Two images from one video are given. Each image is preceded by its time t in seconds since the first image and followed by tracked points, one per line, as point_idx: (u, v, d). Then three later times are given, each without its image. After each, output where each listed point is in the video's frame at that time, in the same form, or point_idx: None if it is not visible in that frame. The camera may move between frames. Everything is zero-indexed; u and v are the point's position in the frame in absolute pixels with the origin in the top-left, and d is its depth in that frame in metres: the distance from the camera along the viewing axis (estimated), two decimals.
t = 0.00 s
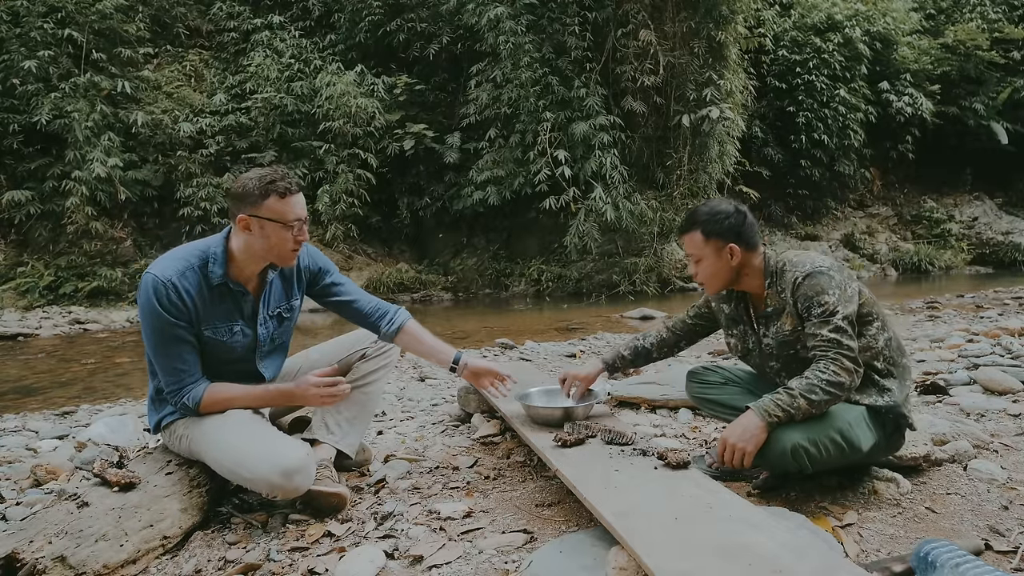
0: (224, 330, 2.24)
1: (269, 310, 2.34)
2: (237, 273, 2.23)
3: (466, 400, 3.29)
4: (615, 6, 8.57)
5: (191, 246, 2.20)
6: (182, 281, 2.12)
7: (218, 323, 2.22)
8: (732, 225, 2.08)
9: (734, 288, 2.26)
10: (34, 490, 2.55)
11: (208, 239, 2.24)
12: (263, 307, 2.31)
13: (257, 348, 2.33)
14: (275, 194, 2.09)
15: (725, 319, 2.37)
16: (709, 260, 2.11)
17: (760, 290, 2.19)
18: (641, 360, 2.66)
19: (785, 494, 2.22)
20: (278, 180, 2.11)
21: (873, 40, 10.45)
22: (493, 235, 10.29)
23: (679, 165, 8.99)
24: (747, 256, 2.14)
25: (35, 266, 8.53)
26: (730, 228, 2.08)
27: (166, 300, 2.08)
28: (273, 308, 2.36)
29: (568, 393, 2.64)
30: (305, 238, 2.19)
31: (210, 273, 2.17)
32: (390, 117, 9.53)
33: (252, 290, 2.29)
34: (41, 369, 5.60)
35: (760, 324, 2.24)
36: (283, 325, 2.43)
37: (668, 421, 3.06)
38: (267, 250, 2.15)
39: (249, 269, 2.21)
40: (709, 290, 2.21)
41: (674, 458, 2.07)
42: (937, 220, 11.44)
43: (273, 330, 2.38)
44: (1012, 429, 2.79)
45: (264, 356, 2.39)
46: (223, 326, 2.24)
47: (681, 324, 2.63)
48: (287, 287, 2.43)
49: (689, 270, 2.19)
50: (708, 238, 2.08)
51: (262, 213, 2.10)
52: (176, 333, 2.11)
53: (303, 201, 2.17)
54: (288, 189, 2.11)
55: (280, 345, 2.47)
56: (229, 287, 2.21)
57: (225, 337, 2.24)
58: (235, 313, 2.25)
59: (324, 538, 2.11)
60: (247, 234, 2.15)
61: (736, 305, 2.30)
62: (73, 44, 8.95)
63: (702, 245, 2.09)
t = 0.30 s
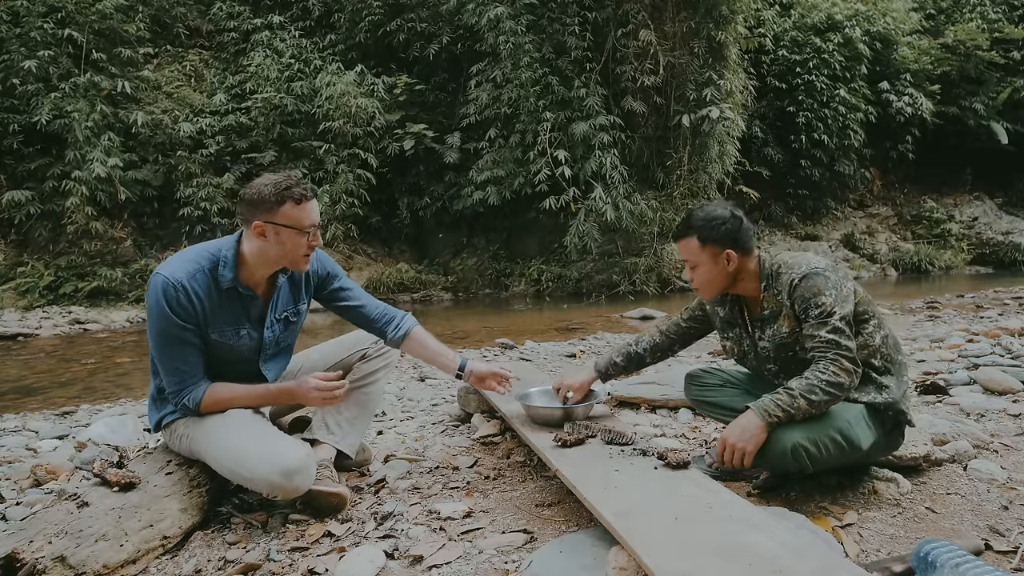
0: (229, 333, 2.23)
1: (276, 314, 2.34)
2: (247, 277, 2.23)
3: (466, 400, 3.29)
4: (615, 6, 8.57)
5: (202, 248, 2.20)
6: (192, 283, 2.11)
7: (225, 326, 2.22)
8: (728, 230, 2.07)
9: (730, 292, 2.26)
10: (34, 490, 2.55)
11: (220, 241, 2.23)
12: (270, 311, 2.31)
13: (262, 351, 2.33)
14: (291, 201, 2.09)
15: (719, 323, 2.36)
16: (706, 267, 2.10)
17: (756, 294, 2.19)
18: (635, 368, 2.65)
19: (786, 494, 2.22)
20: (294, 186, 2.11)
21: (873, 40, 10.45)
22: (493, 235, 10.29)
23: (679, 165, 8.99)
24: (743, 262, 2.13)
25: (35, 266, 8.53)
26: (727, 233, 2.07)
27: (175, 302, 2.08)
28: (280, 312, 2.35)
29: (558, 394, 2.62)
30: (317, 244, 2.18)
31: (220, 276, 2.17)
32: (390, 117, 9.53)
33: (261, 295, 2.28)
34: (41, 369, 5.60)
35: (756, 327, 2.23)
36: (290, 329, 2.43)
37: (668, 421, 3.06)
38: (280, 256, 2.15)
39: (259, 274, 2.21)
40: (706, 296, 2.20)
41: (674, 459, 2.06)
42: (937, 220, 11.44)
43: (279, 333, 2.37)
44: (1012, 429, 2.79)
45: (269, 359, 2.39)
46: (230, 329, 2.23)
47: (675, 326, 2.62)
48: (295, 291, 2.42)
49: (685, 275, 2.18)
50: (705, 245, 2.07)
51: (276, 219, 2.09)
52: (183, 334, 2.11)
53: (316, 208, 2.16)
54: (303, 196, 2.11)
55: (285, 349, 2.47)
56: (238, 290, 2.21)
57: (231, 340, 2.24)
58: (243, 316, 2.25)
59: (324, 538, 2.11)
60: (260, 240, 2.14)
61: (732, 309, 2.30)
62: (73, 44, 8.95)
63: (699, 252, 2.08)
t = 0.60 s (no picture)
0: (235, 338, 2.24)
1: (283, 320, 2.34)
2: (257, 282, 2.22)
3: (466, 400, 3.29)
4: (615, 6, 8.58)
5: (213, 251, 2.19)
6: (202, 288, 2.11)
7: (232, 331, 2.22)
8: (738, 222, 2.07)
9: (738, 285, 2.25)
10: (34, 490, 2.55)
11: (231, 244, 2.22)
12: (278, 317, 2.31)
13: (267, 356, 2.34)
14: (306, 212, 2.08)
15: (726, 316, 2.37)
16: (715, 259, 2.10)
17: (763, 287, 2.19)
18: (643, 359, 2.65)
19: (786, 494, 2.22)
20: (308, 196, 2.10)
21: (873, 40, 10.45)
22: (493, 235, 10.29)
23: (679, 165, 8.99)
24: (752, 255, 2.13)
25: (35, 266, 8.53)
26: (738, 226, 2.07)
27: (184, 306, 2.08)
28: (288, 318, 2.35)
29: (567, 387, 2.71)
30: (330, 255, 2.18)
31: (230, 281, 2.16)
32: (390, 117, 9.53)
33: (270, 301, 2.28)
34: (41, 369, 5.60)
35: (763, 321, 2.24)
36: (296, 334, 2.43)
37: (668, 421, 3.06)
38: (292, 266, 2.15)
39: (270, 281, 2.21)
40: (714, 288, 2.20)
41: (674, 459, 2.06)
42: (937, 220, 11.43)
43: (286, 339, 2.38)
44: (1012, 429, 2.79)
45: (273, 363, 2.39)
46: (236, 334, 2.24)
47: (683, 322, 2.63)
48: (303, 297, 2.42)
49: (693, 267, 2.18)
50: (715, 236, 2.07)
51: (290, 229, 2.09)
52: (191, 339, 2.11)
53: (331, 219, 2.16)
54: (319, 207, 2.10)
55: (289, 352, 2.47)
56: (248, 296, 2.21)
57: (237, 344, 2.25)
58: (250, 321, 2.25)
59: (324, 538, 2.11)
60: (274, 248, 2.13)
61: (740, 302, 2.31)
62: (73, 44, 8.95)
63: (708, 243, 2.08)
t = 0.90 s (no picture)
0: (237, 338, 2.24)
1: (285, 320, 2.34)
2: (260, 283, 2.22)
3: (466, 400, 3.29)
4: (615, 6, 8.58)
5: (217, 249, 2.18)
6: (206, 287, 2.10)
7: (234, 330, 2.22)
8: (766, 206, 2.09)
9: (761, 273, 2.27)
10: (34, 490, 2.56)
11: (234, 244, 2.21)
12: (280, 318, 2.31)
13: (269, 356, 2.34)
14: (310, 212, 2.08)
15: (750, 305, 2.39)
16: (739, 240, 2.12)
17: (785, 277, 2.20)
18: (694, 362, 2.66)
19: (786, 494, 2.22)
20: (310, 196, 2.10)
21: (873, 40, 10.45)
22: (493, 235, 10.30)
23: (679, 165, 8.99)
24: (777, 241, 2.15)
25: (35, 266, 8.53)
26: (765, 209, 2.10)
27: (188, 304, 2.07)
28: (290, 319, 2.35)
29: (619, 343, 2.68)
30: (334, 256, 2.18)
31: (233, 281, 2.16)
32: (390, 117, 9.53)
33: (273, 301, 2.28)
34: (41, 369, 5.60)
35: (781, 312, 2.26)
36: (298, 334, 2.43)
37: (668, 421, 3.06)
38: (296, 266, 2.15)
39: (273, 281, 2.20)
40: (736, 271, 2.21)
41: (674, 459, 2.06)
42: (937, 220, 11.44)
43: (287, 339, 2.38)
44: (1012, 429, 2.79)
45: (273, 363, 2.39)
46: (238, 335, 2.24)
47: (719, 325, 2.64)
48: (306, 298, 2.41)
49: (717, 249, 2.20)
50: (742, 217, 2.10)
51: (295, 230, 2.09)
52: (193, 338, 2.10)
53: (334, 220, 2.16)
54: (322, 208, 2.10)
55: (290, 353, 2.47)
56: (250, 296, 2.20)
57: (239, 344, 2.25)
58: (252, 322, 2.25)
59: (324, 538, 2.11)
60: (278, 249, 2.13)
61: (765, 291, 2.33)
62: (73, 44, 8.95)
63: (734, 223, 2.11)
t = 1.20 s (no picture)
0: (236, 336, 2.23)
1: (284, 318, 2.34)
2: (257, 281, 2.22)
3: (466, 400, 3.28)
4: (615, 6, 8.58)
5: (214, 248, 2.20)
6: (203, 284, 2.11)
7: (233, 328, 2.22)
8: (796, 193, 2.12)
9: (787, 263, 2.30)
10: (34, 490, 2.55)
11: (232, 243, 2.23)
12: (279, 315, 2.31)
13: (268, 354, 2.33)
14: (305, 207, 2.08)
15: (774, 297, 2.46)
16: (765, 224, 2.16)
17: (809, 268, 2.23)
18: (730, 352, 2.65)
19: (786, 494, 2.21)
20: (305, 191, 2.10)
21: (873, 40, 10.45)
22: (493, 235, 10.30)
23: (679, 165, 8.99)
24: (804, 231, 2.17)
25: (35, 266, 8.53)
26: (793, 196, 2.13)
27: (185, 302, 2.08)
28: (289, 317, 2.35)
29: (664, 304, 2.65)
30: (329, 251, 2.18)
31: (231, 278, 2.16)
32: (390, 117, 9.53)
33: (271, 299, 2.28)
34: (41, 369, 5.60)
35: (805, 303, 2.30)
36: (298, 332, 2.42)
37: (668, 421, 3.06)
38: (292, 262, 2.15)
39: (270, 278, 2.21)
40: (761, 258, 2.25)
41: (674, 459, 2.06)
42: (937, 220, 11.44)
43: (287, 337, 2.37)
44: (1012, 429, 2.79)
45: (273, 362, 2.39)
46: (237, 332, 2.24)
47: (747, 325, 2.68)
48: (305, 296, 2.41)
49: (743, 232, 2.24)
50: (770, 203, 2.14)
51: (290, 225, 2.09)
52: (191, 335, 2.11)
53: (329, 214, 2.16)
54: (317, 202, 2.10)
55: (291, 352, 2.47)
56: (248, 294, 2.21)
57: (238, 342, 2.25)
58: (251, 319, 2.25)
59: (324, 538, 2.11)
60: (273, 245, 2.13)
61: (790, 284, 2.37)
62: (73, 44, 8.95)
63: (761, 209, 2.15)
